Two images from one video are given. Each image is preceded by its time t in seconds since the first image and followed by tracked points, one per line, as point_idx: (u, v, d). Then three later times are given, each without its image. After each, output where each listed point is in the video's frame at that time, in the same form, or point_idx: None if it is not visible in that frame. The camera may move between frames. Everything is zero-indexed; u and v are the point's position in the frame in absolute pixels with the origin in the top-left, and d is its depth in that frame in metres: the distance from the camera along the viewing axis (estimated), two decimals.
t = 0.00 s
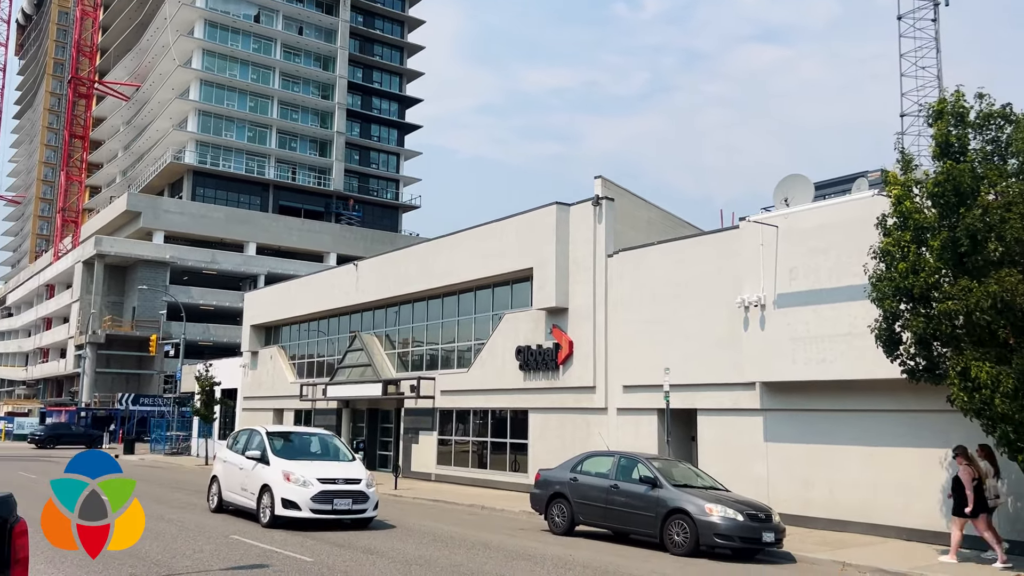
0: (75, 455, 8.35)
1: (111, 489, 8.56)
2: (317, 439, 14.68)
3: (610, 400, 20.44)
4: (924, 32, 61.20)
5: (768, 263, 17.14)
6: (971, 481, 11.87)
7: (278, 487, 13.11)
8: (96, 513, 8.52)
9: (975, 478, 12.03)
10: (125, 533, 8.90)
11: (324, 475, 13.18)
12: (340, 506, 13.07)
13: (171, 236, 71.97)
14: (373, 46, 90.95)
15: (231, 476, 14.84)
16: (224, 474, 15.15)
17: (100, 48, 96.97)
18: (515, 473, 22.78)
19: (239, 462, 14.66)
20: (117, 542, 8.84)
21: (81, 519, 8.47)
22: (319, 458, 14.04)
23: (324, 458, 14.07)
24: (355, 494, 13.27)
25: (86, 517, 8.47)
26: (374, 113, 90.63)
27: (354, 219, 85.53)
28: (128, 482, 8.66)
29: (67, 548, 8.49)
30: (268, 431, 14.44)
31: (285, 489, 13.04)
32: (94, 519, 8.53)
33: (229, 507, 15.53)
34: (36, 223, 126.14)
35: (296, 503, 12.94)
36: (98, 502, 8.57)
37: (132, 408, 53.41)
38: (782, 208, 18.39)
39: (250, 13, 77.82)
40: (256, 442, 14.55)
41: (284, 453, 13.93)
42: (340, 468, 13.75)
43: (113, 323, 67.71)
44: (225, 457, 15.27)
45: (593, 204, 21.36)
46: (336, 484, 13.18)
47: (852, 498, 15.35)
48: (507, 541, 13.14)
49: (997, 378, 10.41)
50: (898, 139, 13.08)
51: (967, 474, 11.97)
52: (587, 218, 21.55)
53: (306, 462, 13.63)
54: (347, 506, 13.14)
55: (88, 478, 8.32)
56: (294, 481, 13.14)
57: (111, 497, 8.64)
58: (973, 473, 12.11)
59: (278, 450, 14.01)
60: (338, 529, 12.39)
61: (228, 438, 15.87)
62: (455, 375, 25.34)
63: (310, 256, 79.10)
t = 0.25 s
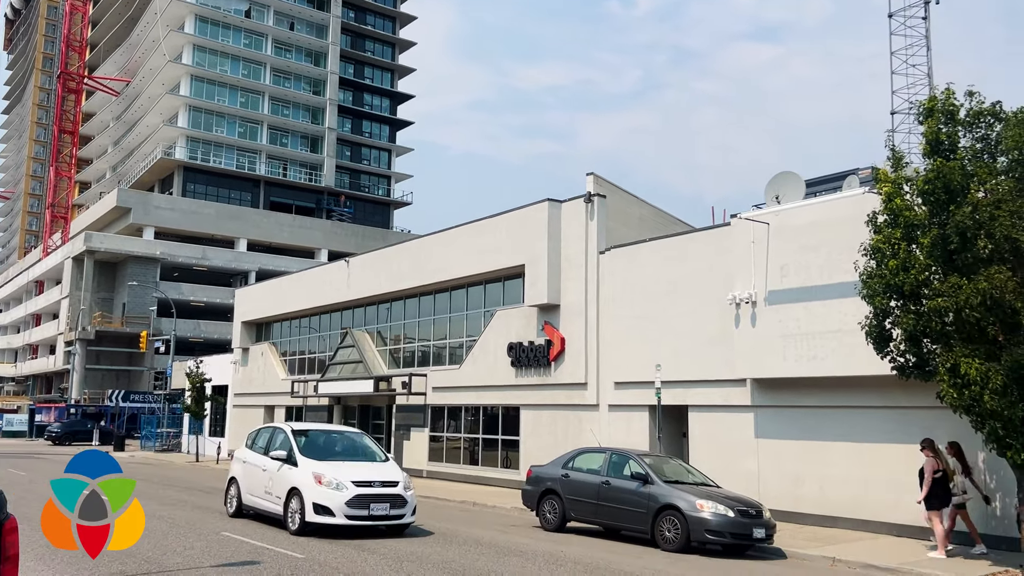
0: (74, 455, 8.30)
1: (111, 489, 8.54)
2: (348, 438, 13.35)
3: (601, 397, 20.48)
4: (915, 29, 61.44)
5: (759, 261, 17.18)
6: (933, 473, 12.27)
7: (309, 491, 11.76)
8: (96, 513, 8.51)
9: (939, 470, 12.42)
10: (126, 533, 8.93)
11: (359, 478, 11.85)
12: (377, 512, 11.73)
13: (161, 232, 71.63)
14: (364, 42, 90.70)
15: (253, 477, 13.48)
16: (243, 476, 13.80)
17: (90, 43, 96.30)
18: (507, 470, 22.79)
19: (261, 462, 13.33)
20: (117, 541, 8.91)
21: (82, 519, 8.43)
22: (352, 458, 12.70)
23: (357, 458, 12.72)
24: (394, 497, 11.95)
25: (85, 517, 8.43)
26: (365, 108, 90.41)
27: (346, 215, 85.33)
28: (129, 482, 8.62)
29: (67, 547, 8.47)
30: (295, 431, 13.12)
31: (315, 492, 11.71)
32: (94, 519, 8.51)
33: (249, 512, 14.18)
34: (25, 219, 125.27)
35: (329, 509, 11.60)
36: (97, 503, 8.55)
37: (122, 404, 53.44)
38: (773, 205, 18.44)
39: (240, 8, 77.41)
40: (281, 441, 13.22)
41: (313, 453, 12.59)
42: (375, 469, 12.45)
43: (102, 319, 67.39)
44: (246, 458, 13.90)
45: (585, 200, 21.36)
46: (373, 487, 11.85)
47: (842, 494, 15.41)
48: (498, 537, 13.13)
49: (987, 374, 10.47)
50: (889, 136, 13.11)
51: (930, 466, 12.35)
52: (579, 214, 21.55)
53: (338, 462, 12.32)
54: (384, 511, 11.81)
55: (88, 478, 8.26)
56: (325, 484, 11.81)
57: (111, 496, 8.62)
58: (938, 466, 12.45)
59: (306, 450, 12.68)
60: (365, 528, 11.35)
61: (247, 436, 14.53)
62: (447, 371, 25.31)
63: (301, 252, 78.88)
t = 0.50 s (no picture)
0: (74, 456, 8.55)
1: (111, 490, 8.53)
2: (391, 439, 12.07)
3: (593, 394, 20.50)
4: (906, 28, 61.80)
5: (749, 258, 17.23)
6: (899, 470, 12.44)
7: (357, 498, 10.48)
8: (96, 512, 8.56)
9: (904, 469, 12.54)
10: (127, 534, 8.79)
11: (412, 482, 10.61)
12: (433, 521, 10.50)
13: (151, 228, 71.31)
14: (356, 38, 90.49)
15: (285, 482, 12.11)
16: (273, 479, 12.42)
17: (79, 38, 95.73)
18: (498, 467, 22.82)
19: (295, 464, 11.98)
20: (117, 542, 8.79)
21: (82, 518, 8.48)
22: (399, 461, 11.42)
23: (404, 461, 11.45)
24: (450, 504, 10.73)
25: (85, 517, 8.47)
26: (357, 105, 90.21)
27: (337, 212, 85.15)
28: (132, 482, 8.59)
29: (68, 545, 8.56)
30: (334, 431, 11.82)
31: (366, 500, 10.42)
32: (94, 518, 8.53)
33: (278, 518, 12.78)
34: (13, 214, 124.50)
35: (380, 518, 10.33)
36: (98, 502, 8.61)
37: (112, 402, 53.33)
38: (765, 203, 18.50)
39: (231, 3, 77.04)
40: (318, 442, 11.91)
41: (356, 455, 11.31)
42: (427, 474, 11.19)
43: (92, 316, 67.10)
44: (275, 459, 12.52)
45: (576, 197, 21.37)
46: (427, 494, 10.62)
47: (832, 491, 15.47)
48: (489, 534, 13.17)
49: (975, 371, 10.52)
50: (879, 135, 13.15)
51: (896, 465, 12.49)
52: (571, 211, 21.57)
53: (386, 466, 11.07)
54: (440, 521, 10.58)
55: (88, 478, 8.44)
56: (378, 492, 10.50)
57: (112, 496, 8.60)
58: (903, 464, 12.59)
59: (348, 452, 11.38)
60: (389, 536, 10.59)
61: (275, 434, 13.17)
62: (438, 368, 25.32)
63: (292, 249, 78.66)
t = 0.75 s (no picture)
0: (74, 456, 8.32)
1: (111, 490, 8.50)
2: (444, 442, 10.99)
3: (586, 391, 20.52)
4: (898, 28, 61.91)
5: (742, 256, 17.26)
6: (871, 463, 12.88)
7: (412, 507, 9.40)
8: (96, 512, 8.51)
9: (876, 463, 13.05)
10: (128, 533, 8.79)
11: (474, 491, 9.52)
12: (498, 532, 9.40)
13: (143, 225, 71.02)
14: (349, 35, 90.29)
15: (324, 488, 11.00)
16: (311, 485, 11.30)
17: (70, 33, 95.22)
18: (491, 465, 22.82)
19: (337, 467, 10.89)
20: (118, 541, 8.77)
21: (82, 518, 8.45)
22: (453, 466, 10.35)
23: (458, 466, 10.38)
24: (515, 515, 9.61)
25: (86, 517, 8.45)
26: (350, 102, 90.03)
27: (330, 209, 84.99)
28: (132, 483, 8.55)
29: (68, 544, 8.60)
30: (380, 433, 10.76)
31: (423, 509, 9.34)
32: (94, 518, 8.50)
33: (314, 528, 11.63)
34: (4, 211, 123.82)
35: (439, 530, 9.24)
36: (98, 502, 8.55)
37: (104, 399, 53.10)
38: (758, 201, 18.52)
39: None
40: (363, 444, 10.82)
41: (408, 459, 10.24)
42: (485, 479, 10.13)
43: (84, 313, 66.82)
44: (311, 463, 11.42)
45: (570, 195, 21.37)
46: (490, 503, 9.53)
47: (825, 488, 15.52)
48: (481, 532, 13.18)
49: (967, 370, 10.58)
50: (871, 134, 13.18)
51: (869, 458, 12.93)
52: (564, 210, 21.56)
53: (442, 470, 10.00)
54: (505, 533, 9.48)
55: (88, 478, 8.25)
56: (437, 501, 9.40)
57: (111, 496, 8.57)
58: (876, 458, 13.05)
59: (398, 456, 10.29)
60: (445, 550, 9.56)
61: (310, 436, 12.09)
62: (431, 366, 25.31)
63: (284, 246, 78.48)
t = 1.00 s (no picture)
0: (74, 456, 8.29)
1: (111, 489, 8.47)
2: (519, 445, 9.46)
3: (579, 389, 20.55)
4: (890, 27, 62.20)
5: (735, 255, 17.29)
6: (842, 460, 13.18)
7: (495, 523, 7.88)
8: (96, 513, 8.50)
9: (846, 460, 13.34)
10: (128, 532, 8.77)
11: (568, 503, 7.95)
12: (597, 553, 7.79)
13: (135, 223, 70.74)
14: (342, 32, 90.13)
15: (383, 497, 9.57)
16: (367, 493, 9.88)
17: (62, 30, 94.73)
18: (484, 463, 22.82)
19: (398, 473, 9.45)
20: (117, 541, 8.75)
21: (82, 518, 8.46)
22: (535, 472, 8.80)
23: (539, 473, 8.83)
24: (616, 532, 8.01)
25: (85, 517, 8.44)
26: (343, 100, 89.87)
27: (323, 207, 84.85)
28: (131, 482, 8.51)
29: (68, 544, 8.64)
30: (447, 433, 9.28)
31: (508, 525, 7.80)
32: (94, 518, 8.49)
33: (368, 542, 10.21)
34: None
35: (530, 549, 7.66)
36: (98, 502, 8.52)
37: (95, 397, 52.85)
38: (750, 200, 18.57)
39: None
40: (428, 446, 9.37)
41: (483, 464, 8.72)
42: (576, 488, 8.55)
43: (75, 310, 66.56)
44: (367, 468, 9.99)
45: (564, 194, 21.37)
46: (586, 518, 7.92)
47: (816, 487, 15.58)
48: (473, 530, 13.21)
49: (958, 369, 10.63)
50: (863, 133, 13.23)
51: (840, 456, 13.24)
52: (558, 208, 21.57)
53: (525, 479, 8.44)
54: (605, 553, 7.86)
55: (88, 478, 8.24)
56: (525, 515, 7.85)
57: (111, 496, 8.54)
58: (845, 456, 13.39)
59: (472, 460, 8.77)
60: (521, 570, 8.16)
61: (364, 436, 10.67)
62: (424, 364, 25.31)
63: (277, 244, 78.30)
